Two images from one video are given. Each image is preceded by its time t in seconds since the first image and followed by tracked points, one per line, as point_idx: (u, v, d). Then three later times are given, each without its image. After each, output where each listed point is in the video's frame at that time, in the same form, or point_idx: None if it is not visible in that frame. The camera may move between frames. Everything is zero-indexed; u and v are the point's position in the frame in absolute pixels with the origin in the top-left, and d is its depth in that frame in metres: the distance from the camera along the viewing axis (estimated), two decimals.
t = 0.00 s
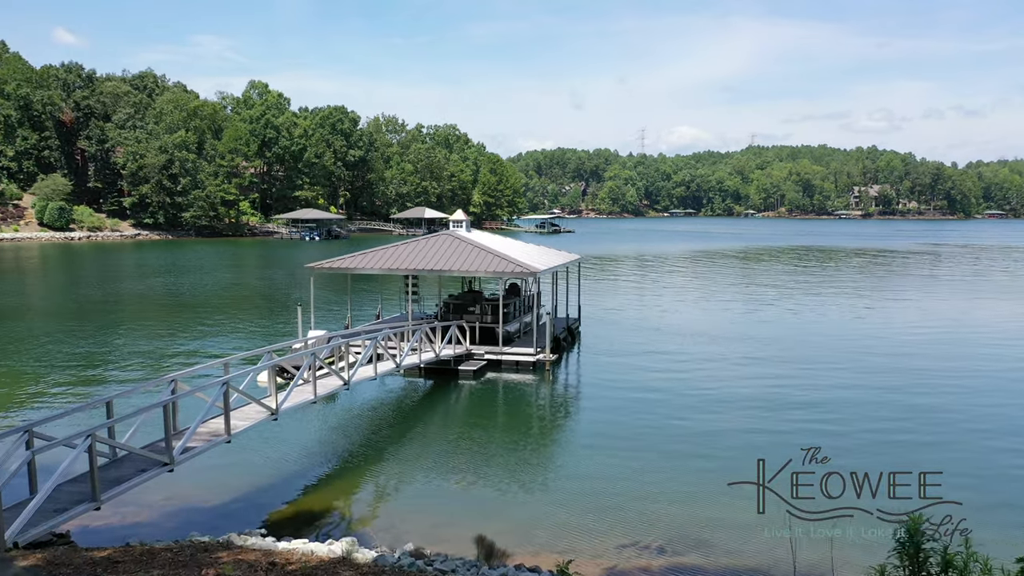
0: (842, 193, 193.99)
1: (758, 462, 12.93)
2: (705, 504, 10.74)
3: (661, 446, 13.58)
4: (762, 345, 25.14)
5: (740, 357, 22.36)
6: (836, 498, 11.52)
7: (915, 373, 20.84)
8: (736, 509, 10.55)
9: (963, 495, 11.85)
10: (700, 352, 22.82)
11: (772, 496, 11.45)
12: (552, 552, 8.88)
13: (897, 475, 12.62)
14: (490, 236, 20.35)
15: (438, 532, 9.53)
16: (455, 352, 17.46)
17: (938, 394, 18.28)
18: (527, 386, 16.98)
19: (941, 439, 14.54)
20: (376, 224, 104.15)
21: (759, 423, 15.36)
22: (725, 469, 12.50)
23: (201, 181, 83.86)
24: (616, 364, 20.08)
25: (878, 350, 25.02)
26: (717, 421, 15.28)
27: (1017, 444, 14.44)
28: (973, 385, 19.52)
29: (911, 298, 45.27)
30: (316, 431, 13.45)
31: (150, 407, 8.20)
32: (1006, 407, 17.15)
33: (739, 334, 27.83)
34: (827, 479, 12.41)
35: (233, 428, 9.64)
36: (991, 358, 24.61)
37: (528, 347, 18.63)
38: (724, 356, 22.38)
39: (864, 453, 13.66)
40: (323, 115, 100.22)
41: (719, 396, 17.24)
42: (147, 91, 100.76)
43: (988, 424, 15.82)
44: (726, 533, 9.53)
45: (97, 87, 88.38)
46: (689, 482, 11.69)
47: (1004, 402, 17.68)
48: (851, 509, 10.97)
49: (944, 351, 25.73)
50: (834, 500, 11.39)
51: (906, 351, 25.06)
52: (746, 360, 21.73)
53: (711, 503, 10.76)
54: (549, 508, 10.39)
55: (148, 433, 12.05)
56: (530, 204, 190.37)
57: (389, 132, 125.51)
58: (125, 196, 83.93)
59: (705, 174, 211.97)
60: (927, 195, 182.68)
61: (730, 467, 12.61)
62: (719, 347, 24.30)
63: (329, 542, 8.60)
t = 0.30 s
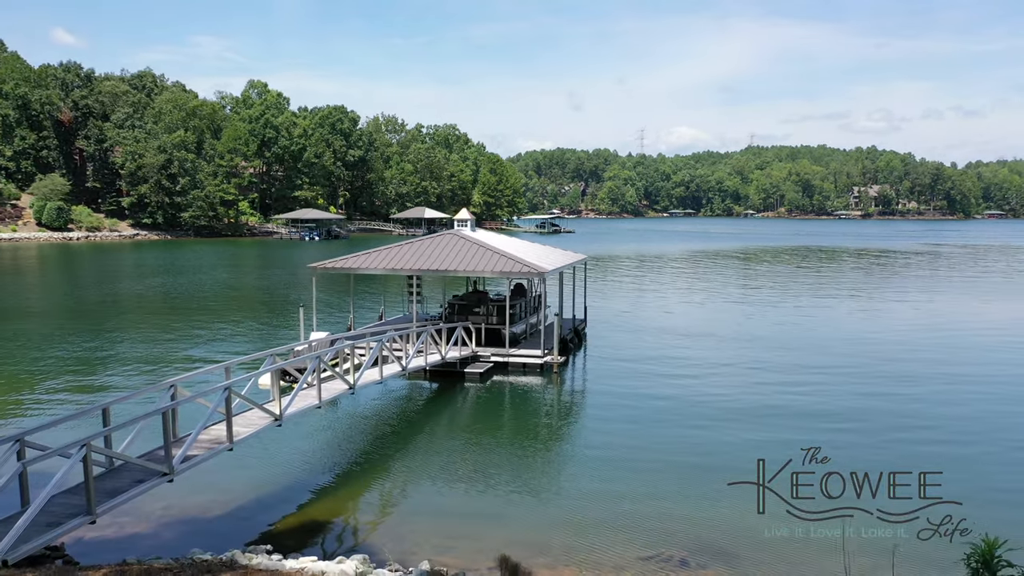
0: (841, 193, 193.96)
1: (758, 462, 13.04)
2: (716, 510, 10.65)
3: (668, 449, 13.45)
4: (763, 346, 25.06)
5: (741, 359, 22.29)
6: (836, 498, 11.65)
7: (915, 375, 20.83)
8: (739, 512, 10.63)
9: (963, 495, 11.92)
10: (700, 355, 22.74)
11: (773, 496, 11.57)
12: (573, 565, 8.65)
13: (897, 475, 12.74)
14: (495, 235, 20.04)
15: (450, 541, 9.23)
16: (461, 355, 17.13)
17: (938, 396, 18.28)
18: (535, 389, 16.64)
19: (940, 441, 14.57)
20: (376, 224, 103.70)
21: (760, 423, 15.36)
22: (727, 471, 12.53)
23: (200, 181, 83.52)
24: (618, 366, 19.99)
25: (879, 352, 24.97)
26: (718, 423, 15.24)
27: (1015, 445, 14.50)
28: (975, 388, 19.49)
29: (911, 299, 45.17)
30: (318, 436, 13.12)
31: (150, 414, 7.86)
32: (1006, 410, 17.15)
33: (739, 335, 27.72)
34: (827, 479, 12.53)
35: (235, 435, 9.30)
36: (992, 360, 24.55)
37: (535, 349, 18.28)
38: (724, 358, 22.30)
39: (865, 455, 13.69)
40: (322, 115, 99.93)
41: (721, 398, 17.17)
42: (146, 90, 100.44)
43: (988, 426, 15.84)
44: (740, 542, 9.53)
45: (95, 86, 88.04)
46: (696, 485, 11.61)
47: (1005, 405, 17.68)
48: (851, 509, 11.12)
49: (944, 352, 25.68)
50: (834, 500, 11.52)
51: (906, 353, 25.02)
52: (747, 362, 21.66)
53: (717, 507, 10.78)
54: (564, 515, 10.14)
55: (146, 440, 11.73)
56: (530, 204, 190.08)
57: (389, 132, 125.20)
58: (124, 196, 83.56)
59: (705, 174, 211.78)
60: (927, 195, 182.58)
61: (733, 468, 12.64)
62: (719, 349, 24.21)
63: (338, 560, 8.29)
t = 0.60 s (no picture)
0: (841, 193, 193.93)
1: (758, 462, 13.08)
2: (717, 512, 10.71)
3: (672, 449, 13.42)
4: (764, 347, 24.98)
5: (742, 360, 22.22)
6: (836, 497, 11.74)
7: (916, 375, 20.80)
8: (738, 512, 10.77)
9: (963, 496, 12.01)
10: (702, 356, 22.65)
11: (772, 496, 11.67)
12: None
13: (897, 475, 12.84)
14: (500, 235, 19.67)
15: (459, 555, 8.86)
16: (467, 357, 16.74)
17: (940, 397, 18.25)
18: (543, 393, 16.26)
19: (941, 442, 14.59)
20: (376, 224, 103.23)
21: (762, 424, 15.32)
22: (727, 470, 12.61)
23: (198, 181, 83.09)
24: (619, 365, 19.93)
25: (880, 351, 24.90)
26: (719, 423, 15.23)
27: (1014, 445, 14.57)
28: (975, 388, 19.47)
29: (912, 298, 45.09)
30: (321, 442, 12.74)
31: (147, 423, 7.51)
32: (1007, 411, 17.17)
33: (741, 335, 27.60)
34: (826, 479, 12.61)
35: (238, 441, 8.97)
36: (996, 361, 24.44)
37: (543, 351, 17.90)
38: (725, 359, 22.22)
39: (866, 455, 13.73)
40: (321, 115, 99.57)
41: (722, 398, 17.13)
42: (144, 90, 100.02)
43: (989, 427, 15.85)
44: (754, 552, 9.39)
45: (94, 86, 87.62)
46: (704, 493, 11.42)
47: (1006, 406, 17.67)
48: (851, 508, 11.26)
49: (945, 352, 25.64)
50: (834, 499, 11.62)
51: (907, 352, 24.99)
52: (748, 363, 21.62)
53: (726, 515, 10.62)
54: (577, 528, 9.80)
55: (145, 448, 11.42)
56: (529, 204, 189.80)
57: (388, 132, 124.84)
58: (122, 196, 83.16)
59: (704, 174, 211.57)
60: (926, 195, 182.53)
61: (732, 468, 12.70)
62: (720, 349, 24.14)
63: None
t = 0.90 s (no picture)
0: (840, 193, 193.69)
1: (758, 462, 13.15)
2: (722, 513, 10.80)
3: (674, 450, 13.42)
4: (764, 347, 24.98)
5: (741, 361, 22.22)
6: (836, 497, 11.85)
7: (914, 376, 20.84)
8: (739, 512, 10.91)
9: (962, 495, 12.11)
10: (702, 357, 22.61)
11: (773, 496, 11.77)
12: None
13: (897, 475, 12.94)
14: (507, 234, 19.30)
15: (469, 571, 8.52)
16: (474, 359, 16.38)
17: (938, 398, 18.31)
18: (551, 397, 15.90)
19: (939, 442, 14.67)
20: (376, 225, 102.55)
21: (762, 425, 15.37)
22: (727, 469, 12.69)
23: (197, 181, 82.63)
24: (621, 367, 19.86)
25: (879, 351, 24.92)
26: (720, 424, 15.25)
27: (1010, 445, 14.68)
28: (973, 388, 19.54)
29: (911, 298, 45.08)
30: (326, 449, 12.40)
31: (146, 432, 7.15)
32: (1004, 412, 17.25)
33: (741, 335, 27.50)
34: (826, 479, 12.71)
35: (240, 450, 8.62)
36: (1007, 362, 24.17)
37: (550, 353, 17.54)
38: (726, 360, 22.22)
39: (865, 455, 13.83)
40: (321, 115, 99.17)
41: (722, 399, 17.14)
42: (143, 89, 99.60)
43: (987, 428, 15.92)
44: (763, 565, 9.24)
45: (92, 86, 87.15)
46: (707, 496, 11.40)
47: (1003, 406, 17.74)
48: (851, 508, 11.40)
49: (943, 350, 25.68)
50: (834, 499, 11.75)
51: (906, 351, 25.02)
52: (748, 364, 21.61)
53: (728, 517, 10.67)
54: (592, 542, 9.48)
55: (143, 458, 11.10)
56: (528, 204, 189.48)
57: (388, 132, 124.51)
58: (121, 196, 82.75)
59: (704, 175, 211.29)
60: (925, 195, 182.37)
61: (732, 467, 12.79)
62: (720, 350, 24.13)
63: None
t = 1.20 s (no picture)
0: (840, 194, 193.44)
1: (758, 462, 13.23)
2: (721, 510, 11.00)
3: (677, 452, 13.43)
4: (762, 348, 25.00)
5: (742, 362, 22.22)
6: (836, 497, 11.95)
7: (911, 377, 20.96)
8: (739, 510, 11.07)
9: (959, 495, 12.22)
10: (700, 358, 22.65)
11: (773, 495, 11.88)
12: None
13: (897, 476, 13.02)
14: (514, 234, 18.88)
15: None
16: (482, 362, 15.99)
17: (934, 400, 18.42)
18: (560, 401, 15.55)
19: (935, 445, 14.80)
20: (375, 225, 102.18)
21: (760, 426, 15.46)
22: (727, 469, 12.80)
23: (196, 181, 82.19)
24: (627, 371, 19.66)
25: (876, 351, 25.01)
26: (719, 425, 15.32)
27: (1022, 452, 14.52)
28: (982, 393, 19.36)
29: (909, 297, 45.18)
30: (330, 455, 12.12)
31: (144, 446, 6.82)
32: (999, 413, 17.39)
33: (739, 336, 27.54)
34: (827, 479, 12.77)
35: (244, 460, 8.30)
36: (1014, 365, 23.97)
37: (559, 355, 17.16)
38: (725, 360, 22.26)
39: (870, 459, 13.79)
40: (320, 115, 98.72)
41: (720, 402, 17.18)
42: (141, 88, 99.05)
43: (981, 429, 16.06)
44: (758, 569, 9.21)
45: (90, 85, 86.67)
46: (704, 497, 11.46)
47: (997, 408, 17.89)
48: (851, 508, 11.51)
49: (940, 352, 25.76)
50: (834, 499, 11.84)
51: (904, 352, 25.10)
52: (746, 365, 21.64)
53: (723, 518, 10.73)
54: (604, 554, 9.27)
55: (144, 468, 10.83)
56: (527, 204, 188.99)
57: (387, 132, 124.14)
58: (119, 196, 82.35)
59: (703, 175, 210.89)
60: (925, 195, 182.16)
61: (732, 467, 12.89)
62: (719, 350, 24.16)
63: None
